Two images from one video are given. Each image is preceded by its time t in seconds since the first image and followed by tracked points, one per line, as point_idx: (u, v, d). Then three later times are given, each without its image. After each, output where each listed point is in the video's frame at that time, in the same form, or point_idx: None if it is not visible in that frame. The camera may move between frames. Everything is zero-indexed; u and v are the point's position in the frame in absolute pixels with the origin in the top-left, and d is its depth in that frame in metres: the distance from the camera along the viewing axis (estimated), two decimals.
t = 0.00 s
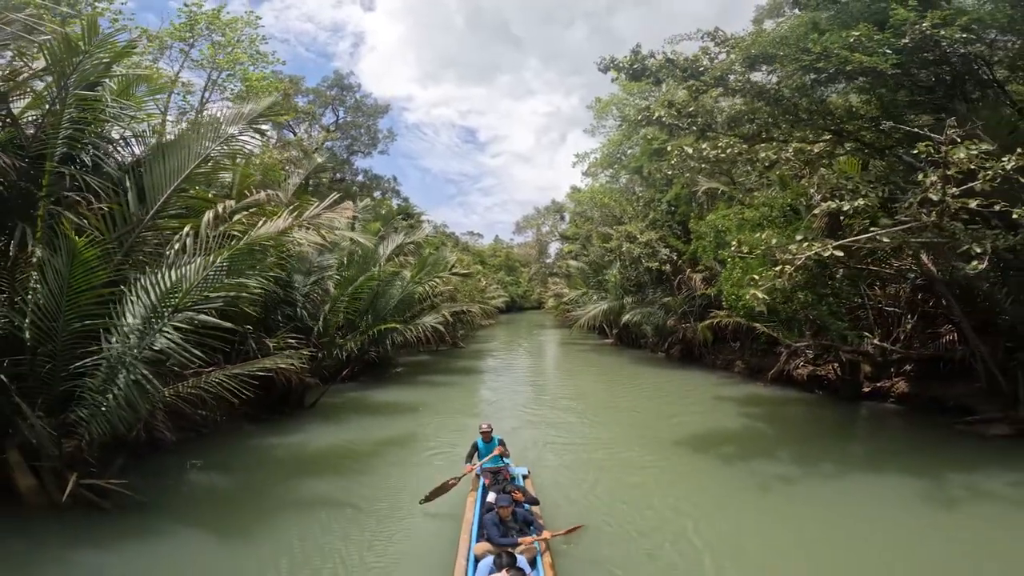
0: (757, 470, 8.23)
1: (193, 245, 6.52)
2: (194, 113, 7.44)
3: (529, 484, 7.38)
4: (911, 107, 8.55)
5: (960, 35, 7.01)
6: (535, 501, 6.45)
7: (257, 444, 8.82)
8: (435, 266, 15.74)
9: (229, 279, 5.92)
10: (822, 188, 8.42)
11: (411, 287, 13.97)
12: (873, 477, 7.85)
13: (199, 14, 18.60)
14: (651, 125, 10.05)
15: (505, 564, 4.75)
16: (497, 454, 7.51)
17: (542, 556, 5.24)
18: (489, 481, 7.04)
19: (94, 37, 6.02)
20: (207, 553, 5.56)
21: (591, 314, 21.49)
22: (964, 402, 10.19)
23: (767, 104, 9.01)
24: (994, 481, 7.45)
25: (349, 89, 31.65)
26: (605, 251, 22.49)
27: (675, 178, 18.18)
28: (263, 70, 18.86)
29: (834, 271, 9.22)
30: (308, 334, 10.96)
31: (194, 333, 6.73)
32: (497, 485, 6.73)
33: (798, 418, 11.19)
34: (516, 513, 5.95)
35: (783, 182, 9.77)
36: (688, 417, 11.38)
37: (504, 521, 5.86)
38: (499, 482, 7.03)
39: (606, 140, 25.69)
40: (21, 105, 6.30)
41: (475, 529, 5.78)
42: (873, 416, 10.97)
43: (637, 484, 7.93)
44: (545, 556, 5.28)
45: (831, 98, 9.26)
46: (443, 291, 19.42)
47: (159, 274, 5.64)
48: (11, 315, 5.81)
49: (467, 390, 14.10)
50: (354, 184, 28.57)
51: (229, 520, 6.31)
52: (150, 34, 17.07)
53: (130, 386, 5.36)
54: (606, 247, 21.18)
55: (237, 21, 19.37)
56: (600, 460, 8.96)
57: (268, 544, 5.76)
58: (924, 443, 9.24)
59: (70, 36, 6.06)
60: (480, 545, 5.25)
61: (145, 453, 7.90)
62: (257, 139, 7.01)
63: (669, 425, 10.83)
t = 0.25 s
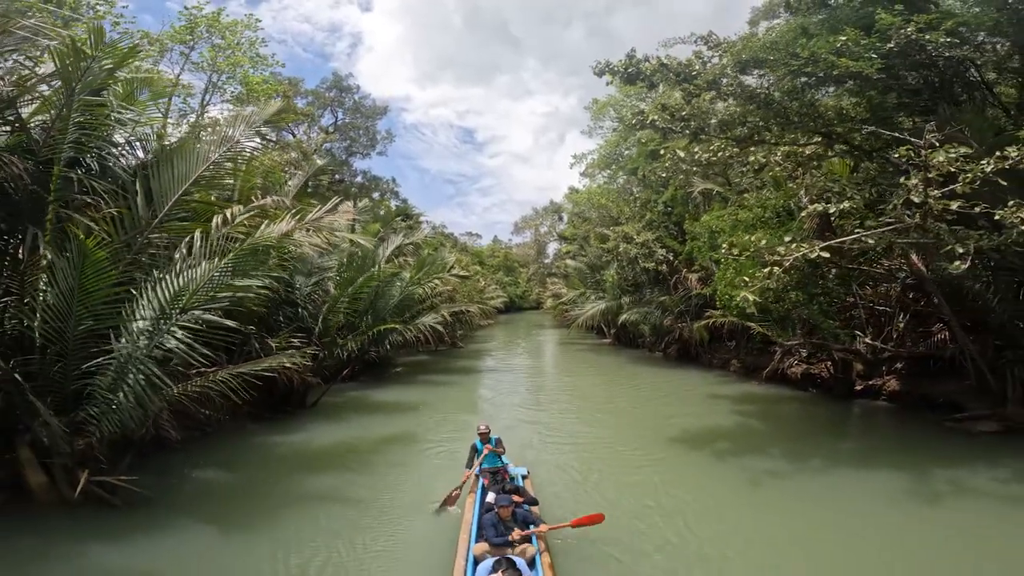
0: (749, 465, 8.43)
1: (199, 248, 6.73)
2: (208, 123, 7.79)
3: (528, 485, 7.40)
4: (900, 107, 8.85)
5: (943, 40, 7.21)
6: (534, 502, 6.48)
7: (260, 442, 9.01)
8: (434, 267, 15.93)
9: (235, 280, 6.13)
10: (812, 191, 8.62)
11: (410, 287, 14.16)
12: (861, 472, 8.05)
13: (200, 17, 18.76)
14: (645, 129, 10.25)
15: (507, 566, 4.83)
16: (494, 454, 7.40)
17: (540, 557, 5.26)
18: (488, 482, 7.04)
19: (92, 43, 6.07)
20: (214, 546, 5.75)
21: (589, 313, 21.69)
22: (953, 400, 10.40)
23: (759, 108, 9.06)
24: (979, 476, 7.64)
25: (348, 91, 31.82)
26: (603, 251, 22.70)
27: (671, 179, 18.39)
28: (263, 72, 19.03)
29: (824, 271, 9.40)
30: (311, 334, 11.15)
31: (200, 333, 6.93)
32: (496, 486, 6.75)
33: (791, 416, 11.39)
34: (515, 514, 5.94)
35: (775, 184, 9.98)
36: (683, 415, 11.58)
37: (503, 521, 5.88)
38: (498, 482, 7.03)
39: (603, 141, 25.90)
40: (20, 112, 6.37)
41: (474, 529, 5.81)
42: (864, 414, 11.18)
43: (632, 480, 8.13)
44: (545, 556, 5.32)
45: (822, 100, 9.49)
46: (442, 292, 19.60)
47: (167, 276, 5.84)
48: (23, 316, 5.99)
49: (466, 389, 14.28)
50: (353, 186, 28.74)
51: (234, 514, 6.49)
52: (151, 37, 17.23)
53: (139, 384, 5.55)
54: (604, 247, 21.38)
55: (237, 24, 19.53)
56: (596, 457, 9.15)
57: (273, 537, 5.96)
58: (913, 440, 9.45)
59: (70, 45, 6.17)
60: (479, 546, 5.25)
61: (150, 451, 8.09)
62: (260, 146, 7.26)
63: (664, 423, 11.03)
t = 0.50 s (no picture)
0: (745, 464, 8.56)
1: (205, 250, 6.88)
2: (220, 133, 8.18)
3: (528, 486, 7.43)
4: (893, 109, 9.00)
5: (935, 43, 7.32)
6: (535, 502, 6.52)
7: (264, 440, 9.14)
8: (434, 268, 16.05)
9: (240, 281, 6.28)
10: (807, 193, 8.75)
11: (411, 288, 14.28)
12: (855, 470, 8.18)
13: (202, 19, 18.90)
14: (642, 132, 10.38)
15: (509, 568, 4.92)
16: (495, 456, 7.34)
17: (541, 558, 5.31)
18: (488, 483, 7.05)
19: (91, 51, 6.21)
20: (221, 541, 5.89)
21: (588, 314, 21.81)
22: (948, 399, 10.52)
23: (755, 111, 9.25)
24: (971, 474, 7.76)
25: (348, 92, 31.96)
26: (602, 252, 22.83)
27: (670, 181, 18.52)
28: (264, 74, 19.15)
29: (820, 270, 9.53)
30: (313, 335, 11.30)
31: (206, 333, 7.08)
32: (497, 487, 6.75)
33: (788, 415, 11.52)
34: (517, 515, 5.92)
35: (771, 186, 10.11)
36: (681, 415, 11.71)
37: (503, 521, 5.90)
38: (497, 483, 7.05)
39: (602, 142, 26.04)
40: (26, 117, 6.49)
41: (475, 529, 5.83)
42: (860, 413, 11.31)
43: (629, 478, 8.26)
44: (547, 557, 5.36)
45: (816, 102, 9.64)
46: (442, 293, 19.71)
47: (176, 277, 5.99)
48: (33, 317, 6.13)
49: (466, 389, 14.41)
50: (353, 187, 28.85)
51: (240, 510, 6.63)
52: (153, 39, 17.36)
53: (148, 382, 5.69)
54: (603, 248, 21.50)
55: (239, 27, 19.67)
56: (595, 456, 9.28)
57: (278, 532, 6.10)
58: (908, 438, 9.58)
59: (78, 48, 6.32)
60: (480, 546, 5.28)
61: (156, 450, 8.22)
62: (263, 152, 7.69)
63: (662, 422, 11.16)
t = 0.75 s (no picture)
0: (739, 461, 8.74)
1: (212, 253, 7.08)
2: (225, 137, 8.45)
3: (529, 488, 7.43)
4: (885, 112, 9.15)
5: (922, 48, 7.49)
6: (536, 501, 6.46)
7: (268, 439, 9.33)
8: (435, 269, 16.23)
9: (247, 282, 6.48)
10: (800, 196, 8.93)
11: (411, 289, 14.45)
12: (847, 467, 8.37)
13: (204, 22, 19.07)
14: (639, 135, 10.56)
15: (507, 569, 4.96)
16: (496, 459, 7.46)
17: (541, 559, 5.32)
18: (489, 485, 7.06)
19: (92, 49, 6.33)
20: (229, 535, 6.07)
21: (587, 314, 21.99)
22: (940, 398, 10.69)
23: (749, 115, 9.44)
24: (960, 472, 7.93)
25: (348, 93, 32.15)
26: (601, 253, 23.01)
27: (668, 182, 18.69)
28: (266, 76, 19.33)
29: (814, 271, 9.74)
30: (315, 335, 11.48)
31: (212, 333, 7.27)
32: (497, 489, 6.72)
33: (784, 414, 11.71)
34: (517, 516, 5.96)
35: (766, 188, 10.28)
36: (679, 414, 11.89)
37: (504, 521, 5.93)
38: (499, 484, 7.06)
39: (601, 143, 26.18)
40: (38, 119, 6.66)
41: (474, 530, 5.85)
42: (854, 412, 11.49)
43: (626, 475, 8.44)
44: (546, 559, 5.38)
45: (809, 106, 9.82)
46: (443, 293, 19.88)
47: (184, 279, 6.19)
48: (45, 318, 6.32)
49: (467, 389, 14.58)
50: (354, 188, 29.04)
51: (246, 506, 6.81)
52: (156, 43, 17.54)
53: (158, 380, 5.88)
54: (602, 249, 21.68)
55: (241, 30, 19.85)
56: (593, 454, 9.46)
57: (283, 527, 6.28)
58: (899, 437, 9.76)
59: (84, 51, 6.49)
60: (480, 547, 5.31)
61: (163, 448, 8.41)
62: (266, 156, 8.11)
63: (659, 421, 11.35)
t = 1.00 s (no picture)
0: (734, 458, 8.91)
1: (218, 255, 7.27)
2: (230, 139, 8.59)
3: (528, 488, 7.44)
4: (878, 115, 9.31)
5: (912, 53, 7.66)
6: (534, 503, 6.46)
7: (271, 437, 9.51)
8: (435, 270, 16.41)
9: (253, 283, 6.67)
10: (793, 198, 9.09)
11: (412, 289, 14.64)
12: (838, 464, 8.55)
13: (206, 24, 19.27)
14: (635, 139, 10.74)
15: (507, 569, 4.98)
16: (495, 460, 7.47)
17: (539, 560, 5.30)
18: (488, 485, 7.09)
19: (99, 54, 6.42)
20: (235, 529, 6.24)
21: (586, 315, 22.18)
22: (932, 397, 10.84)
23: (745, 119, 9.54)
24: (949, 469, 8.10)
25: (349, 95, 32.37)
26: (600, 254, 23.19)
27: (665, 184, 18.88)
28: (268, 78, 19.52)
29: (807, 271, 9.93)
30: (317, 335, 11.67)
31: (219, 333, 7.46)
32: (495, 489, 6.73)
33: (779, 413, 11.90)
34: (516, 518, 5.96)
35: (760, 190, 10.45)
36: (675, 412, 12.07)
37: (504, 523, 5.96)
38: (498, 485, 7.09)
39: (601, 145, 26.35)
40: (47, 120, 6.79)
41: (473, 531, 5.87)
42: (848, 411, 11.67)
43: (623, 472, 8.62)
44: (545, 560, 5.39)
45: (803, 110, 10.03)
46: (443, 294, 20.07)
47: (193, 280, 6.38)
48: (55, 318, 6.48)
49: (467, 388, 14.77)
50: (355, 189, 29.24)
51: (251, 501, 6.98)
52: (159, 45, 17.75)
53: (166, 379, 6.07)
54: (601, 250, 21.86)
55: (243, 33, 20.06)
56: (590, 452, 9.65)
57: (286, 522, 6.45)
58: (892, 435, 9.93)
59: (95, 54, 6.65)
60: (478, 548, 5.28)
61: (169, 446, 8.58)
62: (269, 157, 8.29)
63: (656, 419, 11.52)
